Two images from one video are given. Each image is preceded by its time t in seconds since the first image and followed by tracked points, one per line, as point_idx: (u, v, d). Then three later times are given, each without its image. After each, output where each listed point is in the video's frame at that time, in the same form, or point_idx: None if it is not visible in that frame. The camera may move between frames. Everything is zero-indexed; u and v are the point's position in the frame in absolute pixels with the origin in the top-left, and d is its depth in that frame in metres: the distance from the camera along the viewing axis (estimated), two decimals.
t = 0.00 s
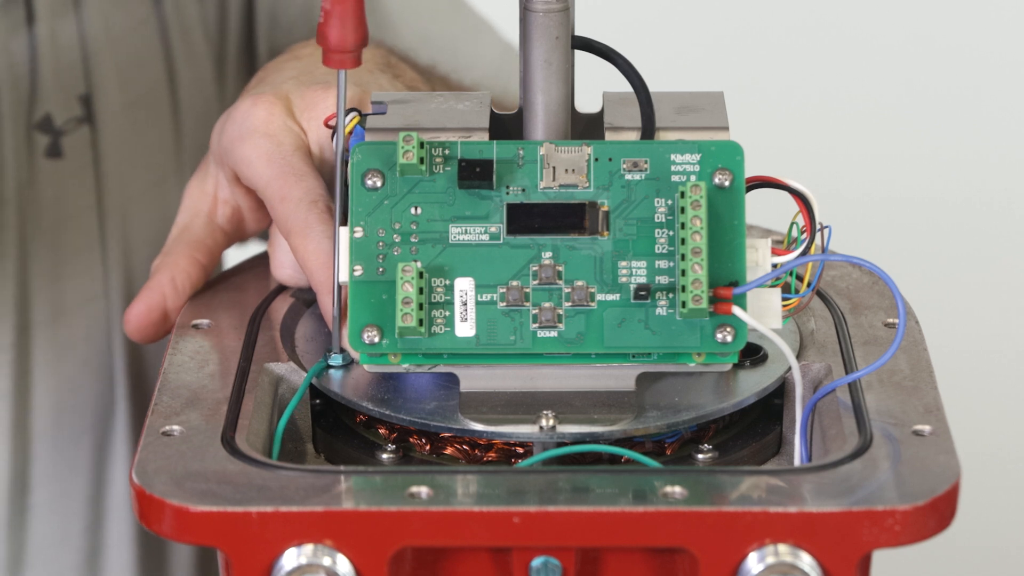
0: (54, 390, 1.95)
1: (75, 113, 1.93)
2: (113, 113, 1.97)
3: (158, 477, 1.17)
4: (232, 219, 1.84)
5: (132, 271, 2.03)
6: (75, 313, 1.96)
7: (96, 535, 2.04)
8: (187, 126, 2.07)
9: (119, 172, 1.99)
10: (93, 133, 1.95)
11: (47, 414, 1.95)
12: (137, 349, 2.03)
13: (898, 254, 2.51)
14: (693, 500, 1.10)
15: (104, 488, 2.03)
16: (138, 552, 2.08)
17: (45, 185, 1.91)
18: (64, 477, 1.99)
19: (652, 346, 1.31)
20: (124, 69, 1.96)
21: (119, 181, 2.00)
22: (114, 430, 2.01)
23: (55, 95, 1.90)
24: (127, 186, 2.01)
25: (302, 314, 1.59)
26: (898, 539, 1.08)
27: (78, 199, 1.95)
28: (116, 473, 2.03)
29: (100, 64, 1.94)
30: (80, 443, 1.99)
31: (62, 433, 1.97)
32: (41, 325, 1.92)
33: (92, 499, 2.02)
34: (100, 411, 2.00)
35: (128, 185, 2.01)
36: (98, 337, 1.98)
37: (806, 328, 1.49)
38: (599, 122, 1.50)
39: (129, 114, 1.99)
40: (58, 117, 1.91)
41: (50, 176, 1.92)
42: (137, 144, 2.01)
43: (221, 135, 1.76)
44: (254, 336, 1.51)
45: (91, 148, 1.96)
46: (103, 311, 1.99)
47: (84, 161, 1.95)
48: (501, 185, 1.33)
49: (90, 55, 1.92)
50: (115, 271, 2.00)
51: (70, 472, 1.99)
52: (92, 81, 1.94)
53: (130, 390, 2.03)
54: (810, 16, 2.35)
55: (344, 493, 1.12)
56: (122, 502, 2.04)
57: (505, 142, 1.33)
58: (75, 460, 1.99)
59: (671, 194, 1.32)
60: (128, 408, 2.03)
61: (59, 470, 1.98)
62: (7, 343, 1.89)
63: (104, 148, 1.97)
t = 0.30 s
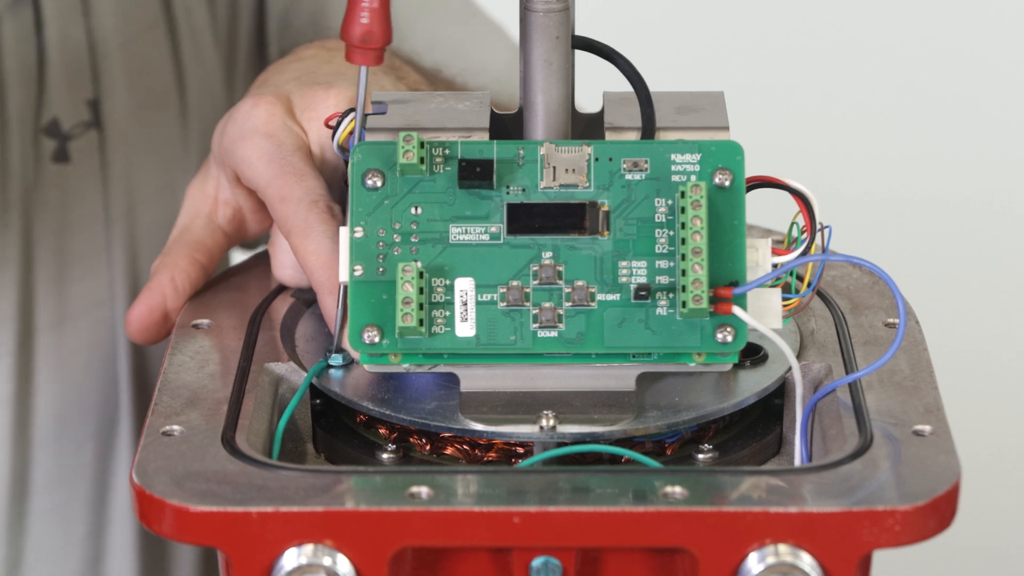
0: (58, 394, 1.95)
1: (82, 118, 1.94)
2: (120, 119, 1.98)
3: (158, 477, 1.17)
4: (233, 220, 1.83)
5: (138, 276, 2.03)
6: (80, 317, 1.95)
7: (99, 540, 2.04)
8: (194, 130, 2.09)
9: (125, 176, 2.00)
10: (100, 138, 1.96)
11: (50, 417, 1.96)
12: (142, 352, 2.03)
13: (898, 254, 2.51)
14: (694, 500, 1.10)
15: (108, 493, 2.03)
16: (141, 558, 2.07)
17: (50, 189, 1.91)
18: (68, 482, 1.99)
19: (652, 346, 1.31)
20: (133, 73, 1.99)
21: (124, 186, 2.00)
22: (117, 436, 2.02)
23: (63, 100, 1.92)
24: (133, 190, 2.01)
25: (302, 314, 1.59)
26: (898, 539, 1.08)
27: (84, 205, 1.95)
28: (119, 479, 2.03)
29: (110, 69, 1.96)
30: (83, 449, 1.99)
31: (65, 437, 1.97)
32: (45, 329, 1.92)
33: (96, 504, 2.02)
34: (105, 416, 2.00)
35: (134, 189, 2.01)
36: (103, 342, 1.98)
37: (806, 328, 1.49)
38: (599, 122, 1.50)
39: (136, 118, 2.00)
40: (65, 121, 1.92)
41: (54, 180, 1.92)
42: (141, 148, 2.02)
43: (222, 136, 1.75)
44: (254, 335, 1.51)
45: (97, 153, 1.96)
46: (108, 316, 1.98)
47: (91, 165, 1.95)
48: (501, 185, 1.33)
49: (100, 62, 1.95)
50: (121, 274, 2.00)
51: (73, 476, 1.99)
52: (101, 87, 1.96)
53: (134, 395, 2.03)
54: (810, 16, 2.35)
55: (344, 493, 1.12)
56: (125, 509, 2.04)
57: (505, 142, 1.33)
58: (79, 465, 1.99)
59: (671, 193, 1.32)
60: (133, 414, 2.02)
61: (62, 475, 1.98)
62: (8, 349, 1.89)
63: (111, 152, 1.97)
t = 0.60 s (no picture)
0: (60, 395, 1.95)
1: (87, 119, 1.94)
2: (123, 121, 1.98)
3: (158, 477, 1.17)
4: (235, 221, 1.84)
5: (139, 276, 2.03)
6: (82, 319, 1.96)
7: (100, 541, 2.04)
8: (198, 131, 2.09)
9: (129, 179, 2.00)
10: (103, 139, 1.96)
11: (53, 418, 1.95)
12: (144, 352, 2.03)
13: (898, 254, 2.51)
14: (694, 500, 1.10)
15: (109, 494, 2.03)
16: (142, 559, 2.07)
17: (54, 191, 1.91)
18: (71, 482, 1.99)
19: (652, 346, 1.31)
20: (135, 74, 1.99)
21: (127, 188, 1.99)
22: (120, 437, 2.02)
23: (67, 101, 1.92)
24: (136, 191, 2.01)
25: (302, 314, 1.59)
26: (898, 539, 1.08)
27: (89, 206, 1.95)
28: (122, 478, 2.03)
29: (112, 70, 1.96)
30: (85, 449, 1.99)
31: (67, 439, 1.98)
32: (47, 331, 1.92)
33: (97, 505, 2.02)
34: (108, 417, 2.01)
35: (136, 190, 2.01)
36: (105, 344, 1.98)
37: (806, 328, 1.49)
38: (599, 122, 1.50)
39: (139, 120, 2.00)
40: (70, 122, 1.92)
41: (57, 181, 1.92)
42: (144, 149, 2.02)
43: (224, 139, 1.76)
44: (254, 335, 1.51)
45: (101, 154, 1.96)
46: (111, 317, 1.99)
47: (95, 167, 1.95)
48: (501, 185, 1.33)
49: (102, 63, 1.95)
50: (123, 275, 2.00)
51: (75, 477, 1.99)
52: (104, 88, 1.96)
53: (137, 394, 2.03)
54: (810, 16, 2.35)
55: (344, 493, 1.12)
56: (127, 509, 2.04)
57: (505, 142, 1.33)
58: (80, 466, 1.99)
59: (671, 194, 1.32)
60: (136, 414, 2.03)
61: (64, 475, 1.98)
62: (11, 349, 1.89)
63: (113, 153, 1.97)
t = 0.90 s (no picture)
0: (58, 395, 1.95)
1: (81, 120, 1.94)
2: (119, 121, 1.98)
3: (158, 477, 1.17)
4: (236, 223, 1.84)
5: (136, 278, 2.02)
6: (77, 320, 1.96)
7: (96, 541, 2.05)
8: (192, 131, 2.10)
9: (124, 180, 2.00)
10: (98, 139, 1.96)
11: (49, 418, 1.96)
12: (139, 351, 2.04)
13: (898, 254, 2.51)
14: (694, 500, 1.10)
15: (106, 494, 2.04)
16: (138, 558, 2.09)
17: (49, 192, 1.92)
18: (67, 483, 2.00)
19: (652, 346, 1.31)
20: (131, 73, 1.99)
21: (122, 188, 2.00)
22: (116, 438, 2.02)
23: (62, 102, 1.92)
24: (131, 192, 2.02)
25: (302, 314, 1.59)
26: (898, 539, 1.08)
27: (83, 205, 1.96)
28: (118, 478, 2.04)
29: (108, 70, 1.96)
30: (82, 450, 2.00)
31: (65, 440, 1.98)
32: (44, 332, 1.93)
33: (93, 506, 2.03)
34: (103, 417, 2.02)
35: (132, 190, 2.02)
36: (101, 345, 1.99)
37: (806, 328, 1.49)
38: (599, 122, 1.50)
39: (134, 120, 2.01)
40: (64, 124, 1.92)
41: (52, 182, 1.92)
42: (142, 149, 2.03)
43: (223, 142, 1.76)
44: (254, 335, 1.51)
45: (96, 155, 1.96)
46: (105, 318, 1.99)
47: (89, 167, 1.96)
48: (501, 185, 1.33)
49: (98, 63, 1.95)
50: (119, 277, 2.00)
51: (72, 478, 2.00)
52: (99, 89, 1.96)
53: (132, 395, 2.04)
54: (810, 16, 2.35)
55: (344, 493, 1.12)
56: (121, 509, 2.05)
57: (505, 142, 1.33)
58: (76, 467, 2.00)
59: (671, 194, 1.32)
60: (130, 414, 2.04)
61: (60, 476, 1.99)
62: (9, 350, 1.89)
63: (111, 153, 1.98)
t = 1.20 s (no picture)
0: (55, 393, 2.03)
1: (80, 123, 2.00)
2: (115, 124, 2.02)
3: (155, 478, 1.17)
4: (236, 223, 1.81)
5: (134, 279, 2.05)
6: (76, 321, 2.03)
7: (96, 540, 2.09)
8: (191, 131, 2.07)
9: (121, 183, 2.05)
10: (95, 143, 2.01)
11: (50, 418, 2.04)
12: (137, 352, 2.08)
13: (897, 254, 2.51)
14: (691, 502, 1.10)
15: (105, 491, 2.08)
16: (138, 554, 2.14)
17: (46, 192, 1.99)
18: (65, 484, 2.05)
19: (650, 347, 1.34)
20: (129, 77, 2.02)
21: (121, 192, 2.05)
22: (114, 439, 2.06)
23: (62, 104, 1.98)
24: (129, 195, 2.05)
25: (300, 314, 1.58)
26: (895, 541, 1.09)
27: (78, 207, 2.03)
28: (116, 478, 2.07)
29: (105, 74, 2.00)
30: (81, 447, 2.04)
31: (63, 438, 2.05)
32: (44, 336, 2.03)
33: (91, 505, 2.07)
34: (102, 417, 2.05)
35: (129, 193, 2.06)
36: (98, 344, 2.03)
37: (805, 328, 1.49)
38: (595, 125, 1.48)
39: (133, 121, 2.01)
40: (63, 126, 1.98)
41: (51, 183, 1.99)
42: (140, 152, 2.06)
43: (225, 138, 1.83)
44: (252, 338, 1.51)
45: (93, 157, 2.02)
46: (104, 319, 2.03)
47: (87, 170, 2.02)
48: (498, 187, 1.33)
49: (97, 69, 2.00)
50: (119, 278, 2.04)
51: (72, 478, 2.05)
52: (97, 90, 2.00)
53: (131, 396, 2.06)
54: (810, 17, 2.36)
55: (341, 495, 1.12)
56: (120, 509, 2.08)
57: (503, 145, 1.34)
58: (74, 467, 2.04)
59: (668, 195, 1.34)
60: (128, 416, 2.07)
61: (59, 474, 2.05)
62: (11, 355, 1.99)
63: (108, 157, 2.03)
